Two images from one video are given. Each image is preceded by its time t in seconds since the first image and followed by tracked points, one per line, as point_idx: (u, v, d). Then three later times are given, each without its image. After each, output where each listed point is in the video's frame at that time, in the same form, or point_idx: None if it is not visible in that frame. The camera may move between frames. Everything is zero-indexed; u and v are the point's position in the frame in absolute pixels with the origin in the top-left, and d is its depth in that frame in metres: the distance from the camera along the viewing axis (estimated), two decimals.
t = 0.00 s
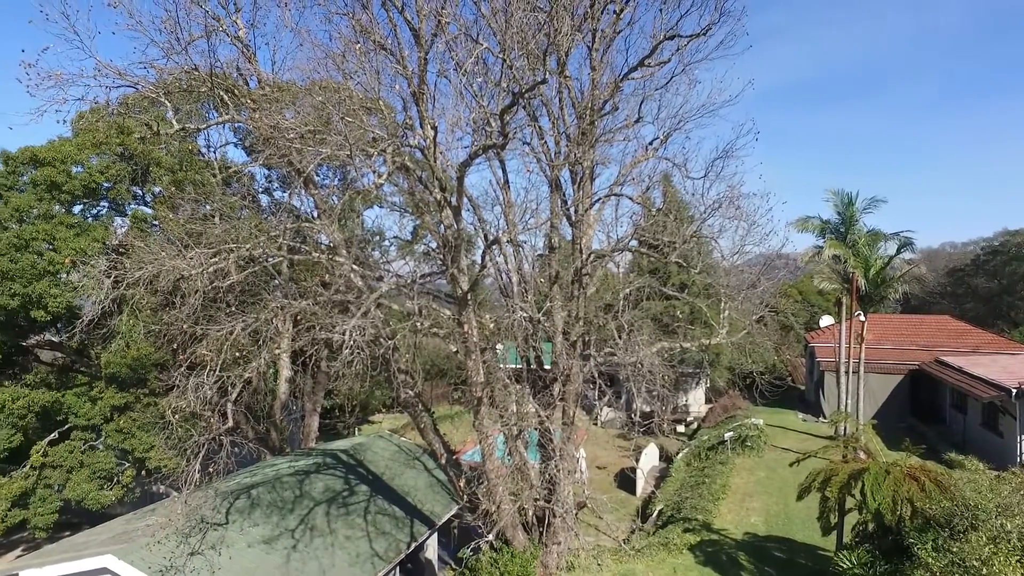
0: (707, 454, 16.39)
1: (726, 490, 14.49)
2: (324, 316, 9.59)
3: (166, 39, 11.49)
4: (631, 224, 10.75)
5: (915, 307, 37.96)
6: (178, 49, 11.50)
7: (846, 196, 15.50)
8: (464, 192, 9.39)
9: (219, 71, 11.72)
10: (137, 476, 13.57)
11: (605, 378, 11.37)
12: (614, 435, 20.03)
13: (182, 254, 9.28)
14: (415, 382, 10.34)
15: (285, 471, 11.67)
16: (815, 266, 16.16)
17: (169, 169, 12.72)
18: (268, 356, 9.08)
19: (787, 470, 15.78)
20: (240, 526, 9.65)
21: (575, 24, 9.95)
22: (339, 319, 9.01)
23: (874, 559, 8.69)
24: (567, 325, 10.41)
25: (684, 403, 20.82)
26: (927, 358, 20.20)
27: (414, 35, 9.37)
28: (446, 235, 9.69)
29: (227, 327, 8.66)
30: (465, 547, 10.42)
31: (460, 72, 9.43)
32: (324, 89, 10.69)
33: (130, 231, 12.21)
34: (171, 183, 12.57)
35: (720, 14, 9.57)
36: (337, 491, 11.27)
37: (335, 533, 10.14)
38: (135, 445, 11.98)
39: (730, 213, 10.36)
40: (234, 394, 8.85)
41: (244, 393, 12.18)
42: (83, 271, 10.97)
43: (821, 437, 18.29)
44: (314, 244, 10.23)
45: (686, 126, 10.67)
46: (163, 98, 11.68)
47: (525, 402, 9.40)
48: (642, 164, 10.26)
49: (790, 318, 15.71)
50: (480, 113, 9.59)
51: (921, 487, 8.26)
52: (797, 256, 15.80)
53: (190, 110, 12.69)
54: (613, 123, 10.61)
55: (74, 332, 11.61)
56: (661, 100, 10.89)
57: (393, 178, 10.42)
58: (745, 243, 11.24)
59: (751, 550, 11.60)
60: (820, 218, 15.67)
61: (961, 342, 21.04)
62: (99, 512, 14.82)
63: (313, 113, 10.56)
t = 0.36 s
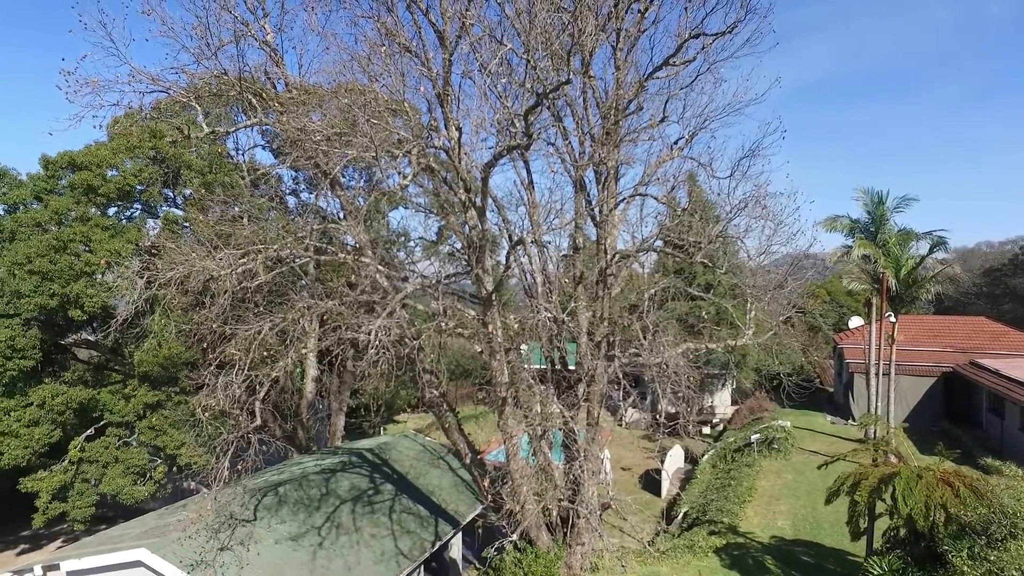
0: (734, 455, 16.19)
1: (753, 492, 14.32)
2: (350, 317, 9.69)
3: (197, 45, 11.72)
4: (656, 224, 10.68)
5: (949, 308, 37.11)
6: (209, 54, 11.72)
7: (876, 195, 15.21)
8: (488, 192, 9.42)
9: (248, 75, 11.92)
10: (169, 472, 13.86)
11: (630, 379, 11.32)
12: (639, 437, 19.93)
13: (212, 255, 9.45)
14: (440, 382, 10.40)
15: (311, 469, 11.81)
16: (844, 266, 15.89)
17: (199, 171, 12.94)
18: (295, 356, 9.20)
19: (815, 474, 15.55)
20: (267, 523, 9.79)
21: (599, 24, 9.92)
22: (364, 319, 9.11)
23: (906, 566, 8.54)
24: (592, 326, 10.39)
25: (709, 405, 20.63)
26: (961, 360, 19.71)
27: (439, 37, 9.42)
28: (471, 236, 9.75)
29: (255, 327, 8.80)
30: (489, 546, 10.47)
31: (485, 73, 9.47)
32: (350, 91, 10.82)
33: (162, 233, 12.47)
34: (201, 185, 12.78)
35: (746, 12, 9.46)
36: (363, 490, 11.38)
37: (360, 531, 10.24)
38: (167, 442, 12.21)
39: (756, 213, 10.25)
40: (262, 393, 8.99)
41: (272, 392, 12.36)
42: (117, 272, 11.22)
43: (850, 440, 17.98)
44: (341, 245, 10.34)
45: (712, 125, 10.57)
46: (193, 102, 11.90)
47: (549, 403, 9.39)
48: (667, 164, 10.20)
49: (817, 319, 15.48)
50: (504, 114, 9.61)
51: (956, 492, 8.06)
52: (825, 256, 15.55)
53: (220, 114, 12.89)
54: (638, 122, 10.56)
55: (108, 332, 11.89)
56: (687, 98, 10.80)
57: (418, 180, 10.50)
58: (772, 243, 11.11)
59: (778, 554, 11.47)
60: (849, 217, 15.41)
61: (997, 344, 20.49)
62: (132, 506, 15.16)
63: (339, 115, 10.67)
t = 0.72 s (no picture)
0: (758, 457, 15.98)
1: (777, 495, 14.14)
2: (374, 317, 9.78)
3: (224, 49, 11.91)
4: (679, 223, 10.61)
5: (982, 309, 36.27)
6: (235, 58, 11.91)
7: (905, 193, 14.94)
8: (511, 193, 9.43)
9: (273, 78, 12.08)
10: (197, 469, 14.11)
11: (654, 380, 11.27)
12: (662, 438, 19.82)
13: (238, 256, 9.59)
14: (463, 382, 10.46)
15: (335, 467, 11.93)
16: (872, 266, 15.63)
17: (226, 174, 13.13)
18: (320, 356, 9.30)
19: (841, 477, 15.32)
20: (292, 520, 9.92)
21: (622, 23, 9.89)
22: (388, 319, 9.19)
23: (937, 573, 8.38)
24: (615, 326, 10.35)
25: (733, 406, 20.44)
26: (994, 362, 19.25)
27: (461, 38, 9.46)
28: (494, 236, 9.78)
29: (280, 327, 8.91)
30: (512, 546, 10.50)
31: (507, 74, 9.49)
32: (373, 93, 10.93)
33: (191, 234, 12.70)
34: (228, 187, 12.99)
35: (771, 8, 9.35)
36: (386, 488, 11.47)
37: (384, 530, 10.32)
38: (195, 439, 12.42)
39: (781, 213, 10.12)
40: (287, 392, 9.09)
41: (296, 391, 12.51)
42: (147, 273, 11.45)
43: (878, 443, 17.69)
44: (364, 245, 10.43)
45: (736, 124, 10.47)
46: (221, 105, 12.11)
47: (571, 403, 9.37)
48: (691, 163, 10.12)
49: (844, 319, 15.24)
50: (527, 115, 9.63)
51: (989, 498, 7.88)
52: (852, 256, 15.32)
53: (246, 117, 13.08)
54: (660, 122, 10.51)
55: (139, 331, 12.15)
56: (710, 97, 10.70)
57: (441, 181, 10.56)
58: (797, 242, 10.97)
59: (803, 558, 11.32)
60: (877, 216, 15.15)
61: None
62: (162, 502, 15.47)
63: (363, 117, 10.77)
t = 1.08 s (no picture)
0: (783, 460, 15.76)
1: (802, 498, 13.94)
2: (396, 317, 9.85)
3: (249, 53, 12.11)
4: (702, 223, 10.52)
5: (1014, 310, 35.44)
6: (261, 62, 12.10)
7: (934, 191, 14.63)
8: (533, 193, 9.43)
9: (297, 81, 12.24)
10: (224, 466, 14.34)
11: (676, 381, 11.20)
12: (684, 439, 19.69)
13: (263, 257, 9.72)
14: (485, 382, 10.50)
15: (358, 466, 12.04)
16: (899, 266, 15.35)
17: (252, 176, 13.25)
18: (343, 355, 9.39)
19: (868, 481, 15.08)
20: (316, 518, 10.04)
21: (643, 23, 9.84)
22: (410, 319, 9.25)
23: None
24: (637, 327, 10.31)
25: (757, 408, 20.23)
26: None
27: (483, 39, 9.49)
28: (516, 237, 9.80)
29: (305, 327, 9.01)
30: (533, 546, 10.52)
31: (528, 75, 9.50)
32: (396, 95, 11.03)
33: (217, 235, 12.91)
34: (254, 189, 13.13)
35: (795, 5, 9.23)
36: (408, 488, 11.54)
37: (406, 528, 10.39)
38: (221, 437, 12.63)
39: (806, 212, 10.00)
40: (311, 391, 9.19)
41: (320, 391, 12.65)
42: (175, 273, 11.67)
43: (906, 446, 17.36)
44: (387, 246, 10.51)
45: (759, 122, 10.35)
46: (246, 109, 12.31)
47: (593, 403, 9.35)
48: (713, 163, 10.04)
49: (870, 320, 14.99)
50: (548, 115, 9.64)
51: (1023, 504, 7.69)
52: (879, 255, 15.07)
53: (271, 120, 13.26)
54: (682, 121, 10.45)
55: (167, 331, 12.38)
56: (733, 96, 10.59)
57: (464, 182, 10.62)
58: (822, 242, 10.83)
59: (829, 562, 11.17)
60: (905, 215, 14.87)
61: None
62: (190, 498, 15.76)
63: (385, 119, 10.86)
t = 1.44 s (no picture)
0: (810, 463, 15.52)
1: (830, 502, 13.74)
2: (421, 317, 9.93)
3: (277, 57, 12.30)
4: (727, 223, 10.42)
5: None
6: (288, 66, 12.28)
7: (968, 189, 14.39)
8: (557, 194, 9.43)
9: (324, 84, 12.40)
10: (252, 463, 14.58)
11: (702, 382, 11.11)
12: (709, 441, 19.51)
13: (291, 257, 9.85)
14: (509, 382, 10.54)
15: (383, 465, 12.15)
16: (931, 266, 15.04)
17: (279, 177, 13.46)
18: (369, 355, 9.48)
19: (899, 486, 14.79)
20: (342, 516, 10.16)
21: (667, 22, 9.78)
22: (435, 319, 9.32)
23: None
24: (661, 328, 10.25)
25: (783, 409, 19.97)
26: None
27: (507, 41, 9.53)
28: (540, 237, 9.82)
29: (331, 327, 9.13)
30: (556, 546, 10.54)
31: (552, 75, 9.51)
32: (420, 97, 11.12)
33: (245, 236, 13.11)
34: (281, 191, 13.30)
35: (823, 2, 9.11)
36: (433, 487, 11.62)
37: (430, 527, 10.46)
38: (249, 435, 12.84)
39: (833, 211, 9.86)
40: (337, 391, 9.30)
41: (346, 390, 12.79)
42: (205, 274, 11.90)
43: (939, 451, 16.99)
44: (412, 247, 10.59)
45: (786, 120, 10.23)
46: (274, 112, 12.50)
47: (618, 404, 9.31)
48: (739, 162, 9.94)
49: (901, 321, 14.71)
50: (572, 115, 9.63)
51: None
52: (911, 255, 14.82)
53: (298, 123, 13.44)
54: (707, 121, 10.37)
55: (197, 330, 12.61)
56: (758, 94, 10.48)
57: (488, 182, 10.67)
58: (850, 242, 10.67)
59: (857, 567, 10.99)
60: (937, 214, 14.64)
61: None
62: (219, 495, 16.06)
63: (410, 121, 10.94)
